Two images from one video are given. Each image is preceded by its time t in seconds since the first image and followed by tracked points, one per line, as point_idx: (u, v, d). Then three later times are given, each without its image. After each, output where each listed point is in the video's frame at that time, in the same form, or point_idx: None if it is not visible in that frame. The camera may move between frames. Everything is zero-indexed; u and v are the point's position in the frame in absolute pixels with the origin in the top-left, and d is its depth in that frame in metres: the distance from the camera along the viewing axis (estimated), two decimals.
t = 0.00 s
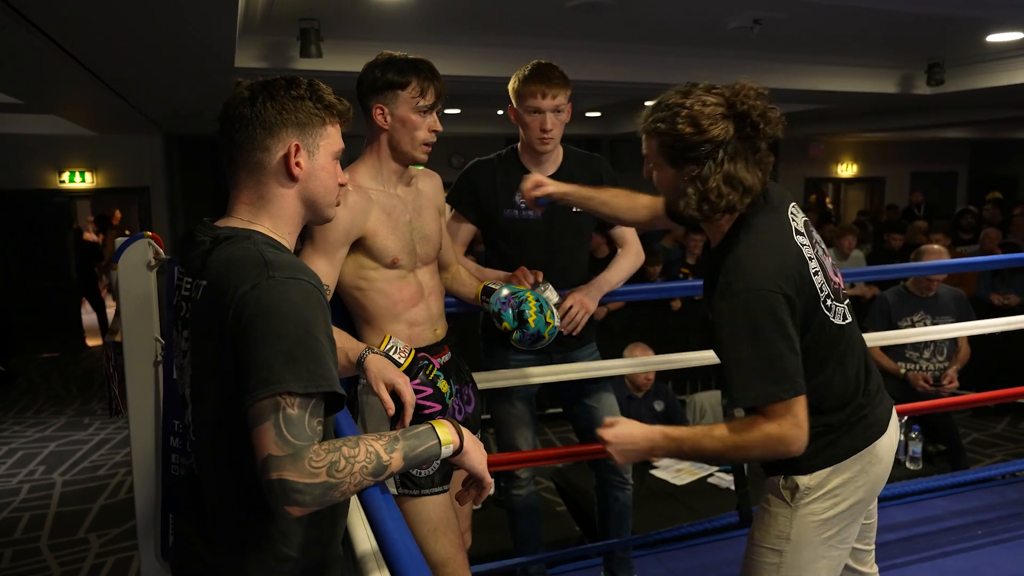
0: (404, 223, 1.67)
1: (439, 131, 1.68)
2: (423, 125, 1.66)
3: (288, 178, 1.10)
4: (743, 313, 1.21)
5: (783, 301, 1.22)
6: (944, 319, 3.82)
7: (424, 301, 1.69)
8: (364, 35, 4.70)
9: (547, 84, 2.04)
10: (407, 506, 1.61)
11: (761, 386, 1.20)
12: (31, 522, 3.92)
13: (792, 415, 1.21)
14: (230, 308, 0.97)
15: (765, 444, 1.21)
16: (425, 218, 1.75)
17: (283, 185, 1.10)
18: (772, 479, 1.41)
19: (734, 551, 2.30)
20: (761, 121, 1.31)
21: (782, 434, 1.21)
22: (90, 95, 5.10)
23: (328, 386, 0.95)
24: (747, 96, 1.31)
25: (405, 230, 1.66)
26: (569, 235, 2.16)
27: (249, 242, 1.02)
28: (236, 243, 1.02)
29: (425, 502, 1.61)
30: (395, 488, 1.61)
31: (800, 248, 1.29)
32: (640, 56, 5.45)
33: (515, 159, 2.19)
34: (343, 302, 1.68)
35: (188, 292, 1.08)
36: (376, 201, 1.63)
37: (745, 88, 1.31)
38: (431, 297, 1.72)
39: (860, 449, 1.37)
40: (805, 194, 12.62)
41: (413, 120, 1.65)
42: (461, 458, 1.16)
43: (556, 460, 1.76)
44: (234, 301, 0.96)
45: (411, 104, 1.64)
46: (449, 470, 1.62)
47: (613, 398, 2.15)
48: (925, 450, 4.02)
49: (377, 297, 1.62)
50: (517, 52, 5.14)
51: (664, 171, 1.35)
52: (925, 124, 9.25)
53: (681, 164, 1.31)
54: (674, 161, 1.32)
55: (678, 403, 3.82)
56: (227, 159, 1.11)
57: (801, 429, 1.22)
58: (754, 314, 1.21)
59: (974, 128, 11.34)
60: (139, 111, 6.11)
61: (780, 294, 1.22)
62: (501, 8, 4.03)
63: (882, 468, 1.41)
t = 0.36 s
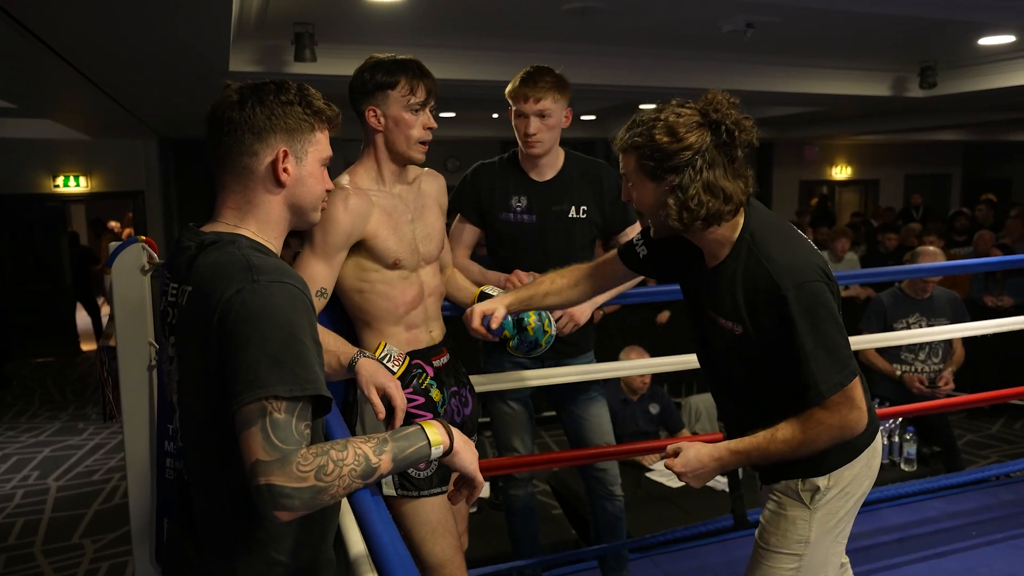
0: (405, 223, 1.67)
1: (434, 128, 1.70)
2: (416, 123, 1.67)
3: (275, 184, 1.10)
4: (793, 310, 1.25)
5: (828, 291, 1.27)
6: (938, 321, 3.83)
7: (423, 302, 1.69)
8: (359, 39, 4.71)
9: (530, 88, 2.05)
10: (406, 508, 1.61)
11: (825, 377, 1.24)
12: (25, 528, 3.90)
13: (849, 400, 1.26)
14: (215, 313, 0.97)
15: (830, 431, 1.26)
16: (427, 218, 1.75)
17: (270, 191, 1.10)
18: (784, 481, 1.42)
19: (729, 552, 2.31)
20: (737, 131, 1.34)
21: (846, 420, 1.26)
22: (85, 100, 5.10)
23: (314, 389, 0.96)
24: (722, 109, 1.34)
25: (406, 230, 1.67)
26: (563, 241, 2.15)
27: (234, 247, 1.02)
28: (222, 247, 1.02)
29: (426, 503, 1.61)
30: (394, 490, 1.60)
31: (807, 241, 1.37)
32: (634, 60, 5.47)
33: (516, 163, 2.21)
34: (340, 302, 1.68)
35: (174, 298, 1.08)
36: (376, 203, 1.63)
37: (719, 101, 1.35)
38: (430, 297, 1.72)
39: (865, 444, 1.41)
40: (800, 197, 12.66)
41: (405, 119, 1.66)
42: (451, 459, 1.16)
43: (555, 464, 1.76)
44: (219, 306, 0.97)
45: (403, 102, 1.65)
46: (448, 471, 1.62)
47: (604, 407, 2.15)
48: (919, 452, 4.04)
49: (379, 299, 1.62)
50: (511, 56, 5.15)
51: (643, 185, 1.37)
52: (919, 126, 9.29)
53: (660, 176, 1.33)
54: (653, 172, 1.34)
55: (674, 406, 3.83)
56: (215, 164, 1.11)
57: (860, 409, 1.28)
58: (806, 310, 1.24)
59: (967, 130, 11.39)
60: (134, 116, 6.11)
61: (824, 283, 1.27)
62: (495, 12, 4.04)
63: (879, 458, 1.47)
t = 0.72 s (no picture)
0: (400, 231, 1.67)
1: (440, 139, 1.69)
2: (424, 133, 1.66)
3: (273, 185, 1.10)
4: (785, 279, 1.26)
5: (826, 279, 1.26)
6: (940, 323, 3.83)
7: (419, 307, 1.69)
8: (359, 41, 4.72)
9: (541, 87, 2.05)
10: (408, 510, 1.61)
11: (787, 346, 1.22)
12: (25, 530, 3.90)
13: (791, 378, 1.24)
14: (215, 315, 0.97)
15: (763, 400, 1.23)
16: (420, 225, 1.76)
17: (268, 193, 1.10)
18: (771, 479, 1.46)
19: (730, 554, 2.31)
20: (810, 113, 1.41)
21: (775, 397, 1.23)
22: (87, 102, 5.12)
23: (315, 391, 0.96)
24: (801, 91, 1.41)
25: (401, 237, 1.66)
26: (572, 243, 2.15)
27: (234, 248, 1.02)
28: (222, 249, 1.02)
29: (427, 505, 1.61)
30: (395, 492, 1.60)
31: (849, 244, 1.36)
32: (634, 62, 5.48)
33: (530, 165, 2.21)
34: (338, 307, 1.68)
35: (173, 300, 1.08)
36: (375, 209, 1.63)
37: (800, 83, 1.41)
38: (425, 303, 1.72)
39: (861, 467, 1.40)
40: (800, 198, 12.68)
41: (415, 128, 1.65)
42: (451, 465, 1.15)
43: (556, 468, 1.76)
44: (219, 307, 0.97)
45: (414, 112, 1.64)
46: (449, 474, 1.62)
47: (613, 413, 2.13)
48: (920, 454, 4.04)
49: (374, 307, 1.62)
50: (511, 58, 5.15)
51: (715, 150, 1.41)
52: (918, 128, 9.30)
53: (734, 143, 1.38)
54: (729, 138, 1.38)
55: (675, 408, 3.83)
56: (210, 166, 1.11)
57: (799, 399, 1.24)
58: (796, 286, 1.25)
59: (966, 132, 11.41)
60: (134, 117, 6.12)
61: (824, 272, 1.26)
62: (495, 13, 4.04)
63: (879, 487, 1.45)
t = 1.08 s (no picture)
0: (399, 231, 1.67)
1: (441, 149, 1.69)
2: (427, 141, 1.66)
3: (277, 186, 1.10)
4: (883, 241, 1.42)
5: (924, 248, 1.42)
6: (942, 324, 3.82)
7: (420, 307, 1.69)
8: (360, 42, 4.71)
9: (548, 88, 2.03)
10: (405, 513, 1.61)
11: (885, 305, 1.38)
12: (25, 531, 3.89)
13: (893, 339, 1.38)
14: (221, 315, 0.97)
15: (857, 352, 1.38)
16: (421, 226, 1.75)
17: (272, 194, 1.10)
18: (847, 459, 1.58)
19: (731, 555, 2.32)
20: (898, 96, 1.62)
21: (874, 347, 1.37)
22: (88, 102, 5.12)
23: (320, 391, 0.95)
24: (890, 80, 1.62)
25: (400, 237, 1.66)
26: (577, 241, 2.17)
27: (241, 249, 1.02)
28: (228, 250, 1.02)
29: (424, 508, 1.60)
30: (393, 495, 1.60)
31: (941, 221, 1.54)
32: (634, 62, 5.48)
33: (527, 164, 2.21)
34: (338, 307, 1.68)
35: (178, 300, 1.08)
36: (372, 209, 1.63)
37: (888, 73, 1.63)
38: (425, 304, 1.72)
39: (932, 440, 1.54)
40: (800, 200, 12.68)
41: (420, 135, 1.65)
42: (454, 466, 1.15)
43: (556, 469, 1.76)
44: (225, 308, 0.96)
45: (421, 120, 1.64)
46: (447, 476, 1.62)
47: (614, 413, 2.13)
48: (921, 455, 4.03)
49: (374, 305, 1.62)
50: (512, 59, 5.14)
51: (818, 127, 1.60)
52: (920, 130, 9.29)
53: (838, 120, 1.57)
54: (832, 116, 1.57)
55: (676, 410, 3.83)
56: (214, 166, 1.11)
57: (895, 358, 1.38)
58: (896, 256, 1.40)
59: (968, 134, 11.40)
60: (136, 118, 6.11)
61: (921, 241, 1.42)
62: (496, 14, 4.04)
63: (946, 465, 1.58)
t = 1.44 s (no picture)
0: (401, 227, 1.66)
1: (436, 148, 1.68)
2: (423, 140, 1.66)
3: (276, 187, 1.09)
4: (924, 203, 1.51)
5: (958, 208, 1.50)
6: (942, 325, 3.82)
7: (424, 306, 1.68)
8: (359, 43, 4.71)
9: (563, 93, 2.09)
10: (407, 514, 1.60)
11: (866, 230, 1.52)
12: (25, 533, 3.89)
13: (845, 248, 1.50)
14: (223, 315, 0.97)
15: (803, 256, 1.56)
16: (425, 219, 1.75)
17: (273, 196, 1.10)
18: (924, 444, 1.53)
19: (732, 556, 2.31)
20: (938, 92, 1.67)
21: (816, 254, 1.53)
22: (89, 104, 5.11)
23: (322, 394, 0.95)
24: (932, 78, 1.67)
25: (403, 234, 1.66)
26: (573, 238, 2.19)
27: (244, 250, 1.02)
28: (230, 252, 1.02)
29: (425, 509, 1.60)
30: (395, 496, 1.60)
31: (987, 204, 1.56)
32: (634, 63, 5.48)
33: (513, 167, 2.19)
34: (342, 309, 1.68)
35: (181, 301, 1.08)
36: (372, 208, 1.63)
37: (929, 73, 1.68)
38: (430, 301, 1.71)
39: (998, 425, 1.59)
40: (800, 201, 12.67)
41: (416, 133, 1.65)
42: (455, 467, 1.14)
43: (556, 469, 1.75)
44: (227, 309, 0.96)
45: (418, 118, 1.64)
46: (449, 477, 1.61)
47: (608, 413, 2.14)
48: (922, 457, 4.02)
49: (379, 303, 1.62)
50: (512, 61, 5.14)
51: (871, 114, 1.62)
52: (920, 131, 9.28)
53: (890, 107, 1.60)
54: (885, 103, 1.60)
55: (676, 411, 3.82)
56: (213, 168, 1.11)
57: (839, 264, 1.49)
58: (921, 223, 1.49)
59: (969, 135, 11.37)
60: (136, 120, 6.11)
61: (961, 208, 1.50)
62: (496, 16, 4.03)
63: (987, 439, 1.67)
